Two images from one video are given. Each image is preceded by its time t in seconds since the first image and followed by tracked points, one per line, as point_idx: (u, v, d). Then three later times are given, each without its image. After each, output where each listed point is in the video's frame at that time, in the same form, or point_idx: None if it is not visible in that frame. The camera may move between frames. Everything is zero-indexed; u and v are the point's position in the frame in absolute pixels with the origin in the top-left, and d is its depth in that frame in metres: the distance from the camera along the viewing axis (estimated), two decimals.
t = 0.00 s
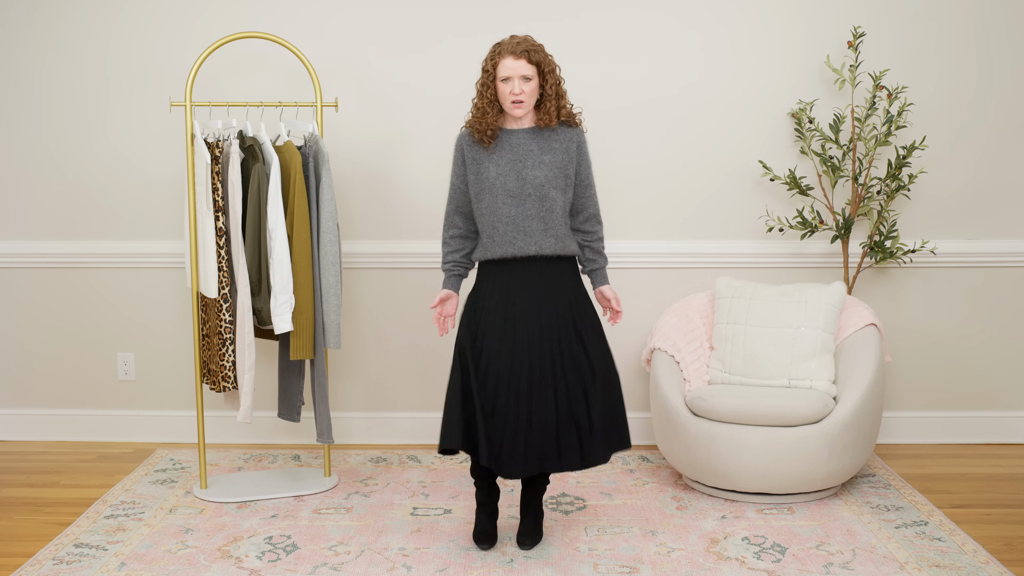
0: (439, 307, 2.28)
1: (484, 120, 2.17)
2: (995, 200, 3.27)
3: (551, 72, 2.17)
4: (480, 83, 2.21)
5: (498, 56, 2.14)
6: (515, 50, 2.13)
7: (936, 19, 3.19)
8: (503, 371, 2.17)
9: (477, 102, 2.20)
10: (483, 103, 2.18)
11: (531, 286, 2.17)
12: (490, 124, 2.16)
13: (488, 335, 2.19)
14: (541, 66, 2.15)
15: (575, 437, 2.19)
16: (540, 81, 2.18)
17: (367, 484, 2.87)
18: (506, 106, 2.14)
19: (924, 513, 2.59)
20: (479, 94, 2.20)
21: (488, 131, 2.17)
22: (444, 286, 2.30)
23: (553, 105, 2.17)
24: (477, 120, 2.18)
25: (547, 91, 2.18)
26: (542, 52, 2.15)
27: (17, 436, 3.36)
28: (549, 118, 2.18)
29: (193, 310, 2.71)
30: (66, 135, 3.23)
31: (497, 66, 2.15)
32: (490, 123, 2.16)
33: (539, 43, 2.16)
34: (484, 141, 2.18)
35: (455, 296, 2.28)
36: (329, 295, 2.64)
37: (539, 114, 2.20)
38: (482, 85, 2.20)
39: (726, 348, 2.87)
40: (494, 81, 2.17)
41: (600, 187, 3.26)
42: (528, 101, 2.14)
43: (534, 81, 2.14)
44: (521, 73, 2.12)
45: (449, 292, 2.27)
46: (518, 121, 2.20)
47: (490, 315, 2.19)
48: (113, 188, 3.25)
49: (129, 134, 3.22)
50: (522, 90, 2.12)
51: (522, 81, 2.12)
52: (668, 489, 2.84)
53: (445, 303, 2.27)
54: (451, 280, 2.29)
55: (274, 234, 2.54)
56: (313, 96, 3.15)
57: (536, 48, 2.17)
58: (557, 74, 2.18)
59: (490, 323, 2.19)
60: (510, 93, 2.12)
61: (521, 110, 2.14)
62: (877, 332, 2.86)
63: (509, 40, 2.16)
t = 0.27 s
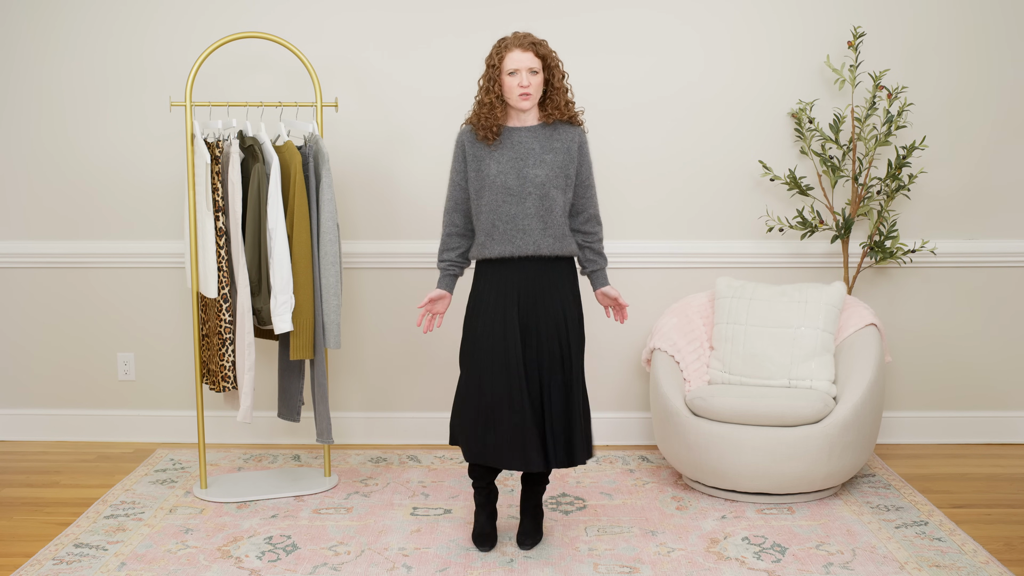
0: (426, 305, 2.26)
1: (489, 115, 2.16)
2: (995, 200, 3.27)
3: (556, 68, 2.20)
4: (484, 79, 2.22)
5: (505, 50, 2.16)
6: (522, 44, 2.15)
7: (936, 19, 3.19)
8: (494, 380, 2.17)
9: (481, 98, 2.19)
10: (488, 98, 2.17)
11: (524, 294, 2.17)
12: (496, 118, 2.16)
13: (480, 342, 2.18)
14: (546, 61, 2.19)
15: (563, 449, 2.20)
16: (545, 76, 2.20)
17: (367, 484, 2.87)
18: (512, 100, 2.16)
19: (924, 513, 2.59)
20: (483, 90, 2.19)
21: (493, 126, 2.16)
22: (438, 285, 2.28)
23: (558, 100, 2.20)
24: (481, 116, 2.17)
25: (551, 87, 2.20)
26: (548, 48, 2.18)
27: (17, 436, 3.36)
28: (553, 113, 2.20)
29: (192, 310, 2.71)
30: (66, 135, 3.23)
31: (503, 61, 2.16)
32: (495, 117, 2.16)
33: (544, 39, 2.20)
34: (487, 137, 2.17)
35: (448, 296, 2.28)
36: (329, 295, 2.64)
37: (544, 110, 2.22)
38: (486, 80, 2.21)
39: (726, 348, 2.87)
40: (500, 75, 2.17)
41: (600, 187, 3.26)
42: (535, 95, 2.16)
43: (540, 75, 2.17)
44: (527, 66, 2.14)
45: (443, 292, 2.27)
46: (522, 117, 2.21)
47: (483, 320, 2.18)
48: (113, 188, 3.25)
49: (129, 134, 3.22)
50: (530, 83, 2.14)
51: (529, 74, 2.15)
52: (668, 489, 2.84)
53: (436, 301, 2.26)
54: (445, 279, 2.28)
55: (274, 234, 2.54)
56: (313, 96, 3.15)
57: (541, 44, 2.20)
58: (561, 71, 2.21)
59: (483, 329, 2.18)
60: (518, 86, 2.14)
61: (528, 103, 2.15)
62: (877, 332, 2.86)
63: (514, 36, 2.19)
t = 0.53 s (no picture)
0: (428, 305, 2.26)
1: (488, 113, 2.17)
2: (995, 200, 3.27)
3: (556, 67, 2.20)
4: (485, 77, 2.22)
5: (505, 49, 2.17)
6: (522, 42, 2.15)
7: (936, 19, 3.19)
8: (493, 377, 2.17)
9: (481, 96, 2.20)
10: (487, 96, 2.18)
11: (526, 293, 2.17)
12: (495, 117, 2.16)
13: (481, 340, 2.18)
14: (546, 60, 2.19)
15: (558, 450, 2.19)
16: (546, 76, 2.20)
17: (367, 484, 2.87)
18: (511, 98, 2.16)
19: (924, 513, 2.59)
20: (483, 88, 2.20)
21: (492, 124, 2.17)
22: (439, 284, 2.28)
23: (557, 99, 2.20)
24: (481, 114, 2.18)
25: (551, 86, 2.21)
26: (548, 46, 2.18)
27: (17, 436, 3.36)
28: (552, 113, 2.20)
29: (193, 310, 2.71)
30: (66, 136, 3.23)
31: (503, 59, 2.17)
32: (494, 116, 2.16)
33: (544, 39, 2.20)
34: (487, 135, 2.18)
35: (449, 295, 2.28)
36: (329, 295, 2.64)
37: (544, 109, 2.22)
38: (486, 78, 2.21)
39: (726, 348, 2.87)
40: (499, 73, 2.18)
41: (600, 187, 3.26)
42: (533, 93, 2.16)
43: (540, 73, 2.17)
44: (527, 65, 2.15)
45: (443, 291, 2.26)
46: (522, 116, 2.21)
47: (484, 318, 2.18)
48: (113, 188, 3.25)
49: (129, 134, 3.22)
50: (528, 82, 2.14)
51: (528, 73, 2.15)
52: (668, 489, 2.83)
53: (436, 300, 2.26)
54: (446, 278, 2.28)
55: (274, 234, 2.54)
56: (313, 96, 3.16)
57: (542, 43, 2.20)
58: (562, 70, 2.21)
59: (484, 327, 2.18)
60: (516, 84, 2.14)
61: (526, 101, 2.16)
62: (877, 332, 2.86)
63: (513, 35, 2.20)
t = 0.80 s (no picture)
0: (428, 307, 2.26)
1: (488, 113, 2.17)
2: (995, 200, 3.27)
3: (557, 67, 2.20)
4: (485, 77, 2.22)
5: (506, 48, 2.17)
6: (522, 42, 2.15)
7: (936, 19, 3.19)
8: (493, 378, 2.16)
9: (481, 96, 2.20)
10: (487, 96, 2.18)
11: (528, 293, 2.17)
12: (496, 117, 2.16)
13: (481, 341, 2.17)
14: (547, 60, 2.19)
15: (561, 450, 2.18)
16: (546, 75, 2.20)
17: (367, 484, 2.87)
18: (512, 98, 2.16)
19: (924, 513, 2.59)
20: (484, 88, 2.21)
21: (492, 124, 2.17)
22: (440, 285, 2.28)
23: (558, 99, 2.20)
24: (481, 114, 2.18)
25: (552, 86, 2.21)
26: (548, 46, 2.18)
27: (17, 436, 3.36)
28: (553, 113, 2.20)
29: (192, 310, 2.71)
30: (66, 135, 3.23)
31: (503, 59, 2.17)
32: (494, 116, 2.17)
33: (545, 38, 2.19)
34: (487, 135, 2.18)
35: (450, 296, 2.28)
36: (329, 295, 2.64)
37: (545, 109, 2.22)
38: (487, 77, 2.21)
39: (726, 348, 2.87)
40: (500, 73, 2.18)
41: (600, 187, 3.26)
42: (534, 93, 2.16)
43: (540, 73, 2.17)
44: (527, 64, 2.14)
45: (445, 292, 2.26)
46: (522, 115, 2.21)
47: (484, 320, 2.18)
48: (113, 188, 3.25)
49: (129, 134, 3.22)
50: (528, 81, 2.14)
51: (528, 72, 2.15)
52: (668, 489, 2.84)
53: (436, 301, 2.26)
54: (447, 279, 2.28)
55: (274, 234, 2.54)
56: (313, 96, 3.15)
57: (542, 43, 2.20)
58: (562, 70, 2.21)
59: (484, 328, 2.17)
60: (516, 84, 2.14)
61: (527, 101, 2.16)
62: (877, 332, 2.86)
63: (514, 35, 2.19)
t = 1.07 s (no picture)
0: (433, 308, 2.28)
1: (490, 114, 2.17)
2: (995, 200, 3.27)
3: (558, 67, 2.20)
4: (486, 78, 2.22)
5: (506, 49, 2.17)
6: (523, 42, 2.15)
7: (936, 19, 3.19)
8: (495, 378, 2.16)
9: (483, 97, 2.19)
10: (488, 97, 2.18)
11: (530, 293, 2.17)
12: (498, 118, 2.16)
13: (483, 341, 2.17)
14: (548, 60, 2.19)
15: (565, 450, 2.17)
16: (548, 75, 2.20)
17: (367, 484, 2.87)
18: (513, 98, 2.16)
19: (924, 513, 2.59)
20: (484, 89, 2.20)
21: (494, 125, 2.17)
22: (444, 288, 2.30)
23: (560, 100, 2.20)
24: (483, 115, 2.18)
25: (553, 86, 2.21)
26: (549, 46, 2.18)
27: (16, 436, 3.36)
28: (555, 113, 2.20)
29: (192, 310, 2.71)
30: (66, 135, 3.23)
31: (504, 59, 2.17)
32: (496, 116, 2.16)
33: (545, 38, 2.20)
34: (489, 136, 2.18)
35: (454, 297, 2.28)
36: (329, 295, 2.64)
37: (546, 109, 2.22)
38: (488, 78, 2.21)
39: (726, 348, 2.87)
40: (501, 74, 2.18)
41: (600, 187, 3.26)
42: (536, 93, 2.16)
43: (541, 73, 2.17)
44: (528, 65, 2.14)
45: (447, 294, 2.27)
46: (524, 115, 2.21)
47: (486, 320, 2.18)
48: (113, 188, 3.25)
49: (129, 134, 3.22)
50: (530, 82, 2.14)
51: (530, 73, 2.15)
52: (668, 489, 2.84)
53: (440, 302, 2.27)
54: (451, 280, 2.30)
55: (274, 234, 2.54)
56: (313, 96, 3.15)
57: (543, 43, 2.20)
58: (564, 70, 2.21)
59: (487, 328, 2.17)
60: (518, 84, 2.14)
61: (529, 101, 2.15)
62: (877, 332, 2.86)
63: (515, 36, 2.19)
